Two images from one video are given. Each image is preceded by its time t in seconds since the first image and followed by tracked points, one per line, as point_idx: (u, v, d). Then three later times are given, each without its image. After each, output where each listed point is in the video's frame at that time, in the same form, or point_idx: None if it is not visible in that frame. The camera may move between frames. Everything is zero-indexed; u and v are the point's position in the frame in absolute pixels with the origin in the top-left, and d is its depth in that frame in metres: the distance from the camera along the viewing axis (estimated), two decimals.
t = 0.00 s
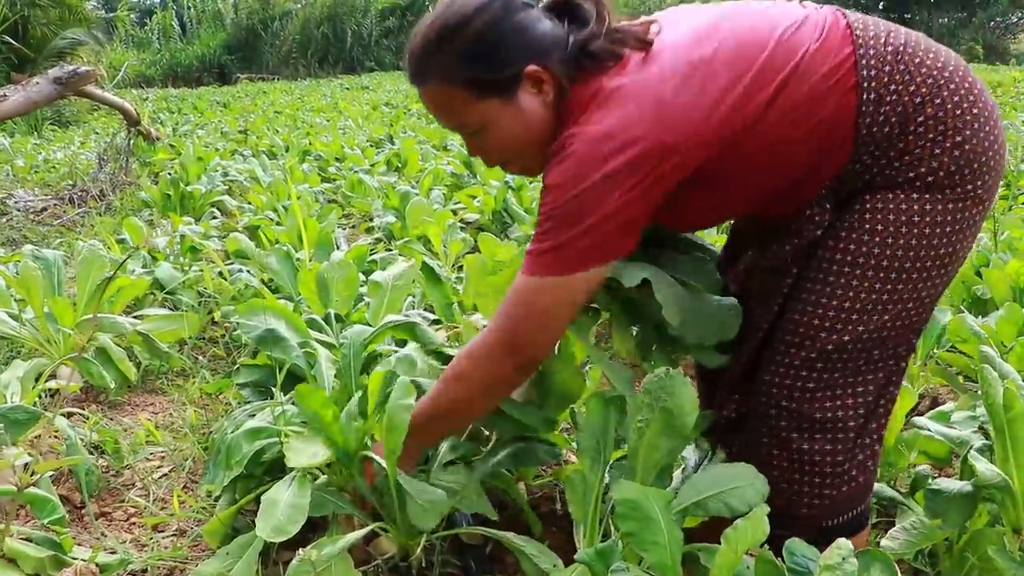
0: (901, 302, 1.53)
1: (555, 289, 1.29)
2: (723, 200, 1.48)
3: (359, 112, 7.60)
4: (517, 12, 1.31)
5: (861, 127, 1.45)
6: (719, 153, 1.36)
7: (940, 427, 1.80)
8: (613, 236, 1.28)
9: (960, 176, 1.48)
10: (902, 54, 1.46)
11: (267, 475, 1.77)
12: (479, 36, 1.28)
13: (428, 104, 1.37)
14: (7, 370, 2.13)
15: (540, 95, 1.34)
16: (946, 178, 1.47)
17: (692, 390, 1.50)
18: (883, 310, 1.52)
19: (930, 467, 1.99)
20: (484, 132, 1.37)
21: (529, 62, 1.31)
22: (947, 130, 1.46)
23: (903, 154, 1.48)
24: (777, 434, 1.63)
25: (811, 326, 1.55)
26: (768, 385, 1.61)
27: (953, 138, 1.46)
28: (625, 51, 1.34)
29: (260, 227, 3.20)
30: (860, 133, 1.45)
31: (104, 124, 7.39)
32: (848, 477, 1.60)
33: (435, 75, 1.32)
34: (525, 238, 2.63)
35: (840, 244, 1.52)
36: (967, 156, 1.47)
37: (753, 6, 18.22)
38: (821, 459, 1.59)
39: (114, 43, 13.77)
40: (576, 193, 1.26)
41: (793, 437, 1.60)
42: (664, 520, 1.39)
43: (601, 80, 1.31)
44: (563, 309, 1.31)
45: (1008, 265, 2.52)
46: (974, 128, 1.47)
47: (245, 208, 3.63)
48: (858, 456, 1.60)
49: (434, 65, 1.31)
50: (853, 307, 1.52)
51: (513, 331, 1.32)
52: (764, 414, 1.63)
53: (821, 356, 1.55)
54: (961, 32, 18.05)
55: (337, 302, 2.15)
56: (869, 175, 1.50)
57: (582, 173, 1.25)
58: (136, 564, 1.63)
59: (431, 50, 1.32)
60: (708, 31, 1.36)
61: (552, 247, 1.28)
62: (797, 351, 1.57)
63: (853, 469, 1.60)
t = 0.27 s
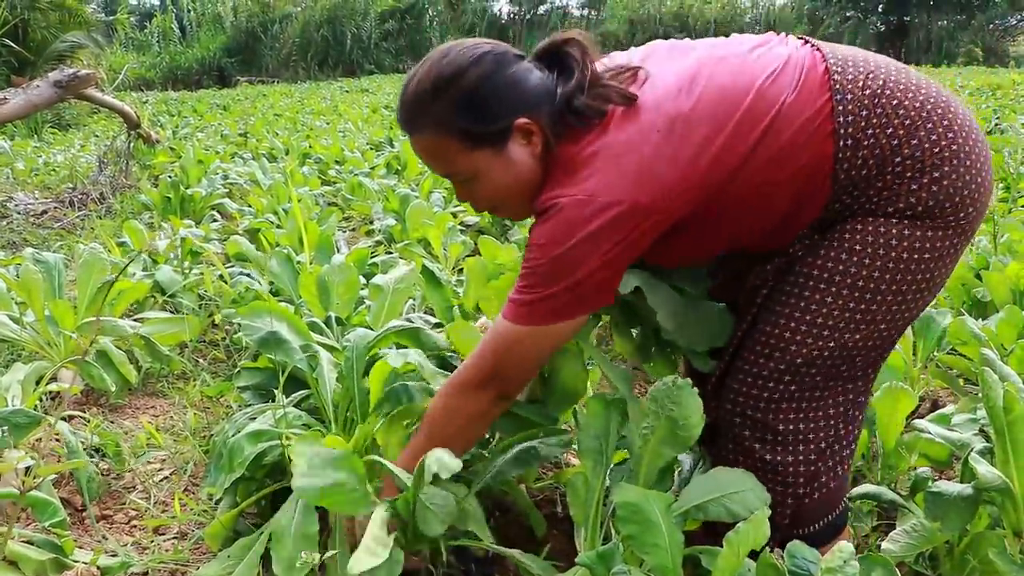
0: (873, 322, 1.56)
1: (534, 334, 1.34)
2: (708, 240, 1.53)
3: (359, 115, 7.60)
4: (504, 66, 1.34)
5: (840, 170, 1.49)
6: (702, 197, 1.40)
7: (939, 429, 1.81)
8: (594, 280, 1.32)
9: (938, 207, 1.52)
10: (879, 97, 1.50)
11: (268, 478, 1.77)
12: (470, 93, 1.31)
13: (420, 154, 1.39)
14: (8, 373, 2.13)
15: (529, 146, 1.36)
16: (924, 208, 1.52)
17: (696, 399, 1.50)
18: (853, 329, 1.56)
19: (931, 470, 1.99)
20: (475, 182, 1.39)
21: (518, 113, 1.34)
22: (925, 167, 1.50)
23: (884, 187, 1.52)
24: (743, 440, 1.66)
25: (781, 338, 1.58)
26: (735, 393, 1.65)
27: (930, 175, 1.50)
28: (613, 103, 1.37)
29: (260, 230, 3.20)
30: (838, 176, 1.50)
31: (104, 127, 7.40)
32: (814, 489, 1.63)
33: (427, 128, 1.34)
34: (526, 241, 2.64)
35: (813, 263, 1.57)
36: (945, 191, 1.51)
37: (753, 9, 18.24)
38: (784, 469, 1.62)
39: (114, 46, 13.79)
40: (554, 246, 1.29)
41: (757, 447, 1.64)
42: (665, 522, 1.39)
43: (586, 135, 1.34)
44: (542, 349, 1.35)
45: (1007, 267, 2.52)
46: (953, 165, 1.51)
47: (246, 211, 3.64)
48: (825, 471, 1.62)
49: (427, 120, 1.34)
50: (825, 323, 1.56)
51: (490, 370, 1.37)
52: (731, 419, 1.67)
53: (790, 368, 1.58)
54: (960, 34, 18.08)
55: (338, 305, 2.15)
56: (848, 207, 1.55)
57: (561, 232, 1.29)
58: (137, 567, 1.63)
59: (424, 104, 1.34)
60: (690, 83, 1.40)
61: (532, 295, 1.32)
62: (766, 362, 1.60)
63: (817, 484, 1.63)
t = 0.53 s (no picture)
0: (884, 320, 1.54)
1: (535, 330, 1.35)
2: (715, 241, 1.54)
3: (359, 116, 7.61)
4: (508, 67, 1.36)
5: (846, 169, 1.51)
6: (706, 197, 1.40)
7: (939, 431, 1.81)
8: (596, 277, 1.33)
9: (946, 205, 1.51)
10: (884, 95, 1.50)
11: (268, 479, 1.78)
12: (471, 96, 1.33)
13: (425, 157, 1.42)
14: (8, 373, 2.13)
15: (534, 147, 1.37)
16: (933, 206, 1.51)
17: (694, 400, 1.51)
18: (864, 325, 1.54)
19: (929, 472, 2.00)
20: (478, 183, 1.41)
21: (522, 114, 1.35)
22: (932, 163, 1.50)
23: (892, 184, 1.52)
24: (749, 444, 1.61)
25: (790, 334, 1.57)
26: (742, 394, 1.62)
27: (937, 172, 1.50)
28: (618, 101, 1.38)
29: (260, 232, 3.20)
30: (844, 175, 1.51)
31: (104, 128, 7.40)
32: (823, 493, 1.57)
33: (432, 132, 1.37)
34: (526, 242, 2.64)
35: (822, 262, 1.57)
36: (953, 188, 1.50)
37: (752, 10, 18.25)
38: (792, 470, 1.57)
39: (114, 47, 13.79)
40: (558, 244, 1.30)
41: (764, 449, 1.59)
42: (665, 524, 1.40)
43: (590, 134, 1.36)
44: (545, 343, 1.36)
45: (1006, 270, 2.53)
46: (960, 162, 1.51)
47: (246, 212, 3.64)
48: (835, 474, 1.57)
49: (431, 123, 1.36)
50: (836, 319, 1.53)
51: (490, 368, 1.39)
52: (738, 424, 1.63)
53: (800, 365, 1.55)
54: (959, 36, 18.11)
55: (338, 307, 2.16)
56: (855, 206, 1.55)
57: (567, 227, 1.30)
58: (138, 568, 1.63)
59: (425, 108, 1.36)
60: (694, 82, 1.41)
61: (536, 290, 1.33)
62: (775, 359, 1.57)
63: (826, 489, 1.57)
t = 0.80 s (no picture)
0: (920, 304, 1.46)
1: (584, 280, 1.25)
2: (732, 189, 1.46)
3: (359, 117, 7.61)
4: None
5: (874, 122, 1.43)
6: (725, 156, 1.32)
7: (940, 430, 1.81)
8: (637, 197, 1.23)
9: (976, 175, 1.43)
10: (917, 51, 1.43)
11: (269, 479, 1.78)
12: (482, 15, 1.28)
13: (437, 85, 1.37)
14: (9, 373, 2.14)
15: (547, 70, 1.31)
16: (966, 178, 1.43)
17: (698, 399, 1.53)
18: (899, 313, 1.45)
19: (930, 471, 2.01)
20: (490, 109, 1.35)
21: (536, 34, 1.29)
22: (962, 130, 1.42)
23: (919, 153, 1.44)
24: (790, 447, 1.54)
25: (824, 331, 1.48)
26: (782, 396, 1.53)
27: (967, 138, 1.42)
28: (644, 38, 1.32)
29: (261, 232, 3.20)
30: (872, 127, 1.43)
31: (104, 128, 7.41)
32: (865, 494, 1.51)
33: (440, 55, 1.31)
34: (526, 241, 2.64)
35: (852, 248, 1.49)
36: (981, 156, 1.42)
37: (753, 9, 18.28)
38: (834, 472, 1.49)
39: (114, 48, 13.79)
40: (591, 165, 1.23)
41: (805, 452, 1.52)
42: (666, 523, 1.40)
43: (608, 65, 1.29)
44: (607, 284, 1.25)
45: (1005, 270, 2.54)
46: (988, 128, 1.43)
47: (246, 212, 3.64)
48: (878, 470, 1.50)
49: (440, 41, 1.30)
50: (869, 310, 1.45)
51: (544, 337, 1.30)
52: (777, 427, 1.56)
53: (836, 363, 1.47)
54: (959, 37, 18.11)
55: (339, 306, 2.16)
56: (882, 171, 1.47)
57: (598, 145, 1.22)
58: (138, 567, 1.64)
59: (434, 29, 1.31)
60: (720, 25, 1.35)
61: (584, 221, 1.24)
62: (811, 357, 1.49)
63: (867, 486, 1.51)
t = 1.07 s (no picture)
0: (956, 292, 1.39)
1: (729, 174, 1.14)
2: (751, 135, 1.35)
3: (359, 117, 7.62)
4: None
5: (910, 75, 1.35)
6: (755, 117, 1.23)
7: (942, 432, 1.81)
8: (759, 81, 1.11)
9: (1003, 151, 1.35)
10: (957, 13, 1.37)
11: (270, 479, 1.77)
12: None
13: None
14: (10, 373, 2.14)
15: None
16: (998, 153, 1.35)
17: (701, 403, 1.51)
18: (934, 306, 1.39)
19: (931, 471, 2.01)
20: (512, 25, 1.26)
21: None
22: (997, 97, 1.34)
23: (951, 122, 1.35)
24: (836, 452, 1.47)
25: (858, 334, 1.42)
26: (822, 401, 1.48)
27: (1003, 108, 1.35)
28: None
29: (261, 232, 3.20)
30: (905, 82, 1.35)
31: (104, 128, 7.41)
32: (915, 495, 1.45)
33: None
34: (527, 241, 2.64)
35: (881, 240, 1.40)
36: (1009, 130, 1.35)
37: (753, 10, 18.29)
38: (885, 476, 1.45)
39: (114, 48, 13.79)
40: (694, 62, 1.12)
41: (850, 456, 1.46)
42: (667, 522, 1.40)
43: None
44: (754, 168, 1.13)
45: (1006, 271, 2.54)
46: None
47: (246, 212, 3.64)
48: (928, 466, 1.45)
49: None
50: (901, 307, 1.39)
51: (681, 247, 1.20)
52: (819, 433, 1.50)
53: (874, 364, 1.42)
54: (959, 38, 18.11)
55: (340, 306, 2.16)
56: (910, 139, 1.38)
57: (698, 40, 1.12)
58: (139, 566, 1.64)
59: None
60: None
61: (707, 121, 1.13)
62: (848, 361, 1.43)
63: (913, 484, 1.45)
